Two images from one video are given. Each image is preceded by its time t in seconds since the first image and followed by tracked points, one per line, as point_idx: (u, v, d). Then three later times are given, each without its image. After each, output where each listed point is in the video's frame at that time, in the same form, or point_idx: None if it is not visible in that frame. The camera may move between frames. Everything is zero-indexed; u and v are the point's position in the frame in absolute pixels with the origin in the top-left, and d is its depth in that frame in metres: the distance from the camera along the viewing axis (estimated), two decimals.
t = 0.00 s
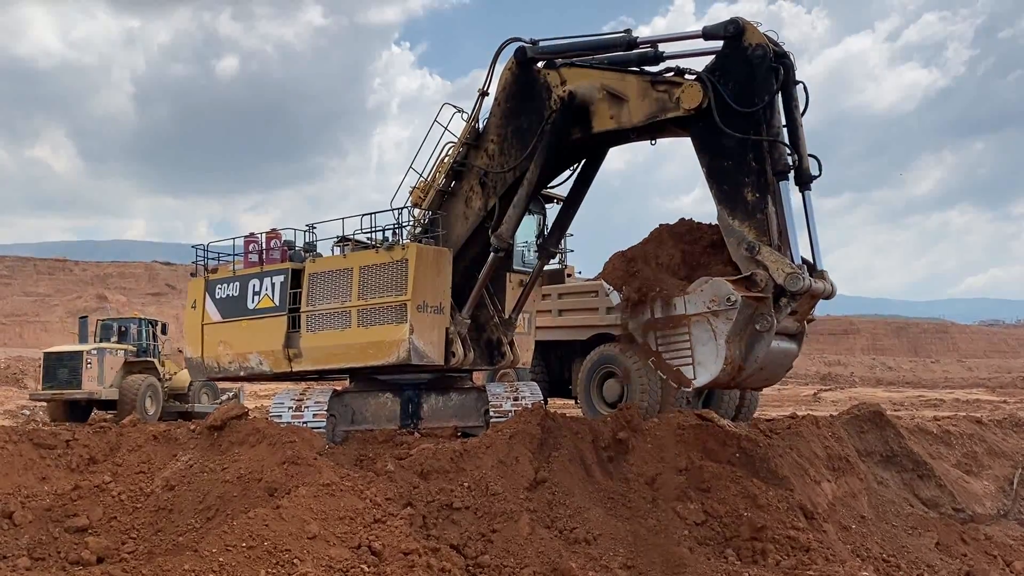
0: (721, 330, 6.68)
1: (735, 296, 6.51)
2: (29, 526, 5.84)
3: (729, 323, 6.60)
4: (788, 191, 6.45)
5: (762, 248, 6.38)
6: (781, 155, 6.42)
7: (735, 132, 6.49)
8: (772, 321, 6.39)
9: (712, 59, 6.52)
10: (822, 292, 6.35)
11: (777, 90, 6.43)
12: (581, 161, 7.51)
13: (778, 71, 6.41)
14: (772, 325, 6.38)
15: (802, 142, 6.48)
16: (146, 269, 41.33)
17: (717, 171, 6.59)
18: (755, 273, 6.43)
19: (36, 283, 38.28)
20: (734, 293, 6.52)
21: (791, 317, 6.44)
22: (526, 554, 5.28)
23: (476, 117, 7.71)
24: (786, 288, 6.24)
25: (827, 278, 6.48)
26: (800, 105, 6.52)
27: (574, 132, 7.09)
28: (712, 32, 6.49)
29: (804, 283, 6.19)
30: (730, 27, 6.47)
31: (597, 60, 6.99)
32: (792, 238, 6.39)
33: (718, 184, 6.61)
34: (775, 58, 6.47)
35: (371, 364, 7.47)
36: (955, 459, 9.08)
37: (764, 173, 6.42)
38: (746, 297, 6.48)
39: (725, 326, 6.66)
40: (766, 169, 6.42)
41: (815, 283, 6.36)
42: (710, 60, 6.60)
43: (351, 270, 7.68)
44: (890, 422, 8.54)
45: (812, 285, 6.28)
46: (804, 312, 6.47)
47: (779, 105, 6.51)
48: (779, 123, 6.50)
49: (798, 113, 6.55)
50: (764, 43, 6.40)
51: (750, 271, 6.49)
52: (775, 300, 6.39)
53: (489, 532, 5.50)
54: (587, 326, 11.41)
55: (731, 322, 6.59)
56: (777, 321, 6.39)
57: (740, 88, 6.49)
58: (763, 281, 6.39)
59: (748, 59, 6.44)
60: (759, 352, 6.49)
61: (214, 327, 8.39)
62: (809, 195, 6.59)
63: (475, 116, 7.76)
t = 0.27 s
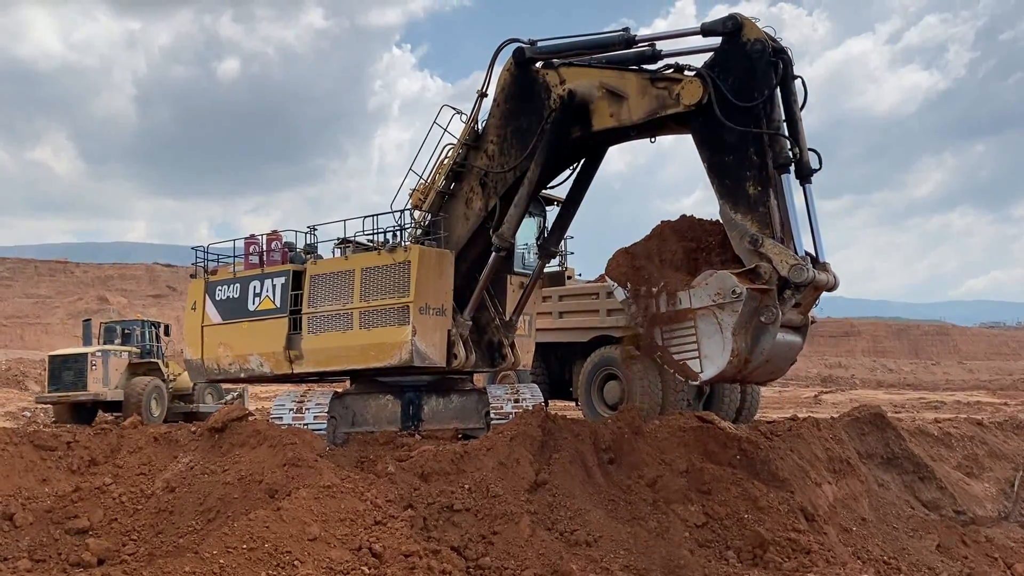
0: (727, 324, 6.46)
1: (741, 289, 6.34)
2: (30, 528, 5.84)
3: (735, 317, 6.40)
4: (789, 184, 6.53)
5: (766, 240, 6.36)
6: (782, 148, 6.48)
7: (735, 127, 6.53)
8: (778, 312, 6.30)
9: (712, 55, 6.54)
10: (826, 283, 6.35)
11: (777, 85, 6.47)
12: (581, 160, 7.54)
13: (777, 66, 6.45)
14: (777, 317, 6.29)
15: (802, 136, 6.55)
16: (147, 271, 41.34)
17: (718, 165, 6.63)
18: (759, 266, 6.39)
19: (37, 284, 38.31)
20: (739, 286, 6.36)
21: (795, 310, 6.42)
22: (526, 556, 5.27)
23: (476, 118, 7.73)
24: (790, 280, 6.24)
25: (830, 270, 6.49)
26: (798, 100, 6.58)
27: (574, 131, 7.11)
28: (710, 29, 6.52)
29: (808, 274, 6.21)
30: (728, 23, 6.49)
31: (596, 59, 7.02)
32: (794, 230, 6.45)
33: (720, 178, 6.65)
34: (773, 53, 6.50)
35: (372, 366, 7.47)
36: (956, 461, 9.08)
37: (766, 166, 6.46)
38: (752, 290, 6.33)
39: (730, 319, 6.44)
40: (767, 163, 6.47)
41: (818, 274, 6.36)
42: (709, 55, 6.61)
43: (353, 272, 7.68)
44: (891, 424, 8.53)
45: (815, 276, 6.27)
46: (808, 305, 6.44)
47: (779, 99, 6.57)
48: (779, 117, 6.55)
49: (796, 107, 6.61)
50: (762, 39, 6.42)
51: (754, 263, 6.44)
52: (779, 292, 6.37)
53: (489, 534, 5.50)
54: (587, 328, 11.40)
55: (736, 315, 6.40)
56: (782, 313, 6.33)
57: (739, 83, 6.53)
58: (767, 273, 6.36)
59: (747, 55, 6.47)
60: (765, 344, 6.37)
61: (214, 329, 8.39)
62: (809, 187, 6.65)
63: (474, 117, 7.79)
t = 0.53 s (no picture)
0: (733, 316, 6.39)
1: (746, 281, 6.31)
2: (31, 529, 5.83)
3: (741, 309, 6.35)
4: (790, 178, 6.53)
5: (769, 234, 6.39)
6: (782, 141, 6.47)
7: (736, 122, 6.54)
8: (782, 305, 6.28)
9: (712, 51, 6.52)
10: (828, 276, 6.38)
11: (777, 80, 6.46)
12: (581, 159, 7.58)
13: (777, 61, 6.43)
14: (782, 310, 6.27)
15: (802, 131, 6.57)
16: (148, 272, 41.33)
17: (719, 161, 6.66)
18: (763, 259, 6.39)
19: (38, 286, 38.31)
20: (744, 279, 6.32)
21: (799, 304, 6.42)
22: (527, 558, 5.27)
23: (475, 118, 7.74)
24: (794, 272, 6.27)
25: (833, 264, 6.52)
26: (798, 95, 6.57)
27: (574, 129, 7.17)
28: (709, 26, 6.51)
29: (812, 266, 6.23)
30: (727, 19, 6.46)
31: (596, 58, 7.03)
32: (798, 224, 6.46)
33: (721, 173, 6.66)
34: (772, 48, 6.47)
35: (375, 367, 7.47)
36: (957, 463, 9.07)
37: (767, 160, 6.48)
38: (757, 282, 6.30)
39: (736, 312, 6.38)
40: (768, 157, 6.48)
41: (822, 267, 6.39)
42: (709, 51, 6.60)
43: (355, 273, 7.68)
44: (892, 426, 8.53)
45: (819, 269, 6.29)
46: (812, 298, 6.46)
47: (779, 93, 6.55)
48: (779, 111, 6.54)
49: (796, 102, 6.61)
50: (762, 35, 6.43)
51: (758, 257, 6.44)
52: (783, 285, 6.36)
53: (490, 535, 5.50)
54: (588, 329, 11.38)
55: (742, 308, 6.34)
56: (786, 306, 6.31)
57: (739, 79, 6.53)
58: (771, 266, 6.35)
59: (747, 51, 6.46)
60: (770, 337, 6.34)
61: (214, 330, 8.38)
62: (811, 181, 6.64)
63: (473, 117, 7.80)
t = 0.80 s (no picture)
0: (739, 308, 6.28)
1: (752, 273, 6.22)
2: (31, 530, 5.80)
3: (747, 301, 6.25)
4: (793, 171, 6.48)
5: (773, 227, 6.32)
6: (784, 134, 6.45)
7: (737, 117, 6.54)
8: (788, 297, 6.21)
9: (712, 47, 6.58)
10: (832, 267, 6.30)
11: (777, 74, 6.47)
12: (581, 157, 7.60)
13: (777, 55, 6.46)
14: (788, 302, 6.19)
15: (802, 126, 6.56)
16: (149, 274, 41.34)
17: (720, 156, 6.65)
18: (767, 251, 6.30)
19: (40, 287, 38.34)
20: (750, 271, 6.23)
21: (803, 296, 6.35)
22: (528, 559, 5.26)
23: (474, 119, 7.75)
24: (799, 264, 6.20)
25: (836, 256, 6.48)
26: (798, 90, 6.57)
27: (575, 127, 7.22)
28: (708, 22, 6.56)
29: (817, 258, 6.16)
30: (726, 16, 6.53)
31: (596, 56, 7.08)
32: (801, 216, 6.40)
33: (723, 168, 6.65)
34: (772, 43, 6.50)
35: (378, 368, 7.47)
36: (957, 465, 9.06)
37: (769, 154, 6.46)
38: (763, 273, 6.22)
39: (743, 304, 6.28)
40: (770, 151, 6.46)
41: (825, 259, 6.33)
42: (709, 48, 6.66)
43: (358, 274, 7.68)
44: (892, 428, 8.52)
45: (823, 260, 6.23)
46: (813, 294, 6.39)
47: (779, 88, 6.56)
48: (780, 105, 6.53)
49: (796, 97, 6.61)
50: (761, 30, 6.48)
51: (762, 250, 6.36)
52: (788, 277, 6.28)
53: (490, 537, 5.50)
54: (588, 330, 11.36)
55: (749, 299, 6.24)
56: (792, 298, 6.23)
57: (739, 74, 6.57)
58: (776, 259, 6.26)
59: (746, 47, 6.51)
60: (777, 329, 6.24)
61: (213, 331, 8.37)
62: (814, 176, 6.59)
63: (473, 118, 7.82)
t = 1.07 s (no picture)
0: (746, 300, 6.33)
1: (758, 265, 6.27)
2: (31, 531, 5.80)
3: (754, 293, 6.29)
4: (793, 165, 6.59)
5: (777, 220, 6.39)
6: (785, 129, 6.56)
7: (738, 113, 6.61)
8: (793, 289, 6.26)
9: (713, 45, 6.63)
10: (835, 261, 6.38)
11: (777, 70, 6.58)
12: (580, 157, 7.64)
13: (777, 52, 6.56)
14: (793, 293, 6.25)
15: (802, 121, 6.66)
16: (149, 275, 41.34)
17: (722, 152, 6.70)
18: (772, 244, 6.37)
19: (41, 288, 38.36)
20: (756, 263, 6.27)
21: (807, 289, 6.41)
22: (528, 560, 5.26)
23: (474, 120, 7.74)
24: (803, 256, 6.27)
25: (838, 250, 6.56)
26: (797, 87, 6.68)
27: (575, 126, 7.27)
28: (708, 20, 6.58)
29: (820, 250, 6.24)
30: (726, 14, 6.53)
31: (594, 55, 7.13)
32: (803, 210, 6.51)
33: (725, 164, 6.71)
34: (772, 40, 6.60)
35: (381, 369, 7.47)
36: (958, 466, 9.06)
37: (771, 149, 6.54)
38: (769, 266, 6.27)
39: (750, 296, 6.31)
40: (772, 146, 6.54)
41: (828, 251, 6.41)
42: (709, 45, 6.71)
43: (360, 274, 7.69)
44: (893, 429, 8.51)
45: (827, 253, 6.31)
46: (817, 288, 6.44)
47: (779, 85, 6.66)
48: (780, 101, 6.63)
49: (795, 93, 6.71)
50: (760, 27, 6.54)
51: (767, 243, 6.42)
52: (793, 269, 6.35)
53: (491, 538, 5.50)
54: (589, 331, 11.37)
55: (755, 291, 6.28)
56: (797, 290, 6.29)
57: (740, 71, 6.64)
58: (780, 251, 6.33)
59: (747, 44, 6.59)
60: (783, 320, 6.30)
61: (212, 331, 8.36)
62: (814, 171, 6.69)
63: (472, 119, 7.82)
